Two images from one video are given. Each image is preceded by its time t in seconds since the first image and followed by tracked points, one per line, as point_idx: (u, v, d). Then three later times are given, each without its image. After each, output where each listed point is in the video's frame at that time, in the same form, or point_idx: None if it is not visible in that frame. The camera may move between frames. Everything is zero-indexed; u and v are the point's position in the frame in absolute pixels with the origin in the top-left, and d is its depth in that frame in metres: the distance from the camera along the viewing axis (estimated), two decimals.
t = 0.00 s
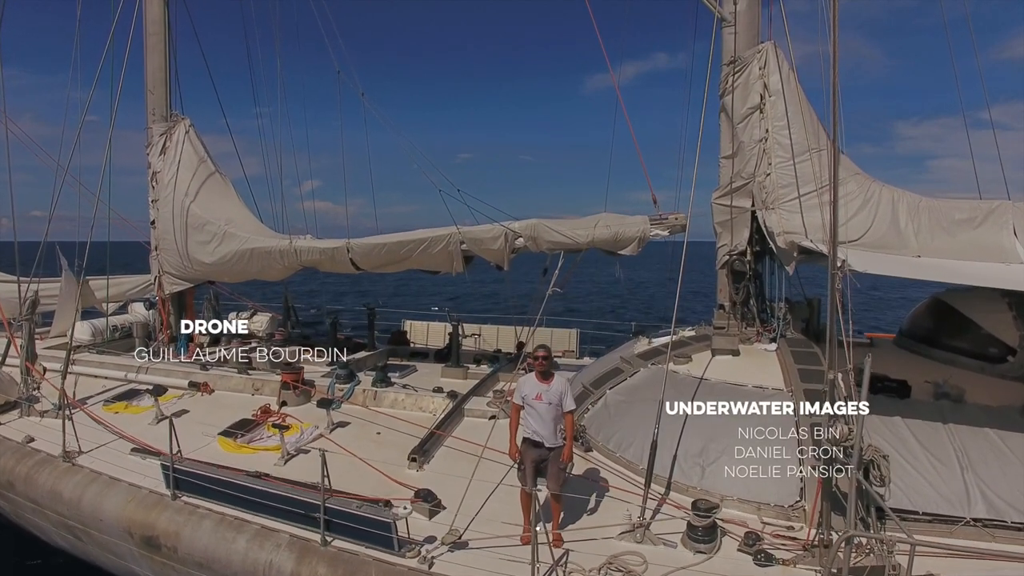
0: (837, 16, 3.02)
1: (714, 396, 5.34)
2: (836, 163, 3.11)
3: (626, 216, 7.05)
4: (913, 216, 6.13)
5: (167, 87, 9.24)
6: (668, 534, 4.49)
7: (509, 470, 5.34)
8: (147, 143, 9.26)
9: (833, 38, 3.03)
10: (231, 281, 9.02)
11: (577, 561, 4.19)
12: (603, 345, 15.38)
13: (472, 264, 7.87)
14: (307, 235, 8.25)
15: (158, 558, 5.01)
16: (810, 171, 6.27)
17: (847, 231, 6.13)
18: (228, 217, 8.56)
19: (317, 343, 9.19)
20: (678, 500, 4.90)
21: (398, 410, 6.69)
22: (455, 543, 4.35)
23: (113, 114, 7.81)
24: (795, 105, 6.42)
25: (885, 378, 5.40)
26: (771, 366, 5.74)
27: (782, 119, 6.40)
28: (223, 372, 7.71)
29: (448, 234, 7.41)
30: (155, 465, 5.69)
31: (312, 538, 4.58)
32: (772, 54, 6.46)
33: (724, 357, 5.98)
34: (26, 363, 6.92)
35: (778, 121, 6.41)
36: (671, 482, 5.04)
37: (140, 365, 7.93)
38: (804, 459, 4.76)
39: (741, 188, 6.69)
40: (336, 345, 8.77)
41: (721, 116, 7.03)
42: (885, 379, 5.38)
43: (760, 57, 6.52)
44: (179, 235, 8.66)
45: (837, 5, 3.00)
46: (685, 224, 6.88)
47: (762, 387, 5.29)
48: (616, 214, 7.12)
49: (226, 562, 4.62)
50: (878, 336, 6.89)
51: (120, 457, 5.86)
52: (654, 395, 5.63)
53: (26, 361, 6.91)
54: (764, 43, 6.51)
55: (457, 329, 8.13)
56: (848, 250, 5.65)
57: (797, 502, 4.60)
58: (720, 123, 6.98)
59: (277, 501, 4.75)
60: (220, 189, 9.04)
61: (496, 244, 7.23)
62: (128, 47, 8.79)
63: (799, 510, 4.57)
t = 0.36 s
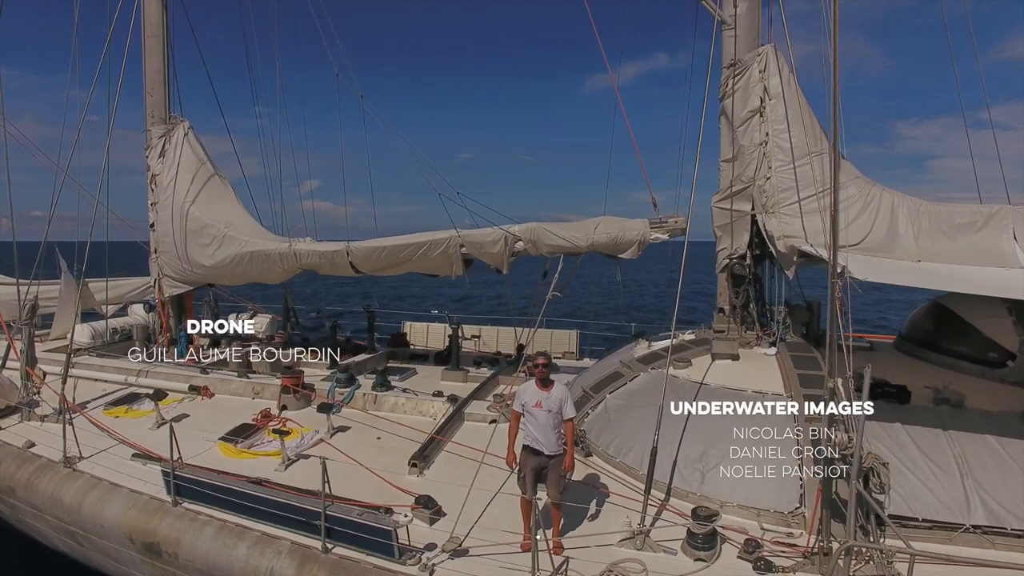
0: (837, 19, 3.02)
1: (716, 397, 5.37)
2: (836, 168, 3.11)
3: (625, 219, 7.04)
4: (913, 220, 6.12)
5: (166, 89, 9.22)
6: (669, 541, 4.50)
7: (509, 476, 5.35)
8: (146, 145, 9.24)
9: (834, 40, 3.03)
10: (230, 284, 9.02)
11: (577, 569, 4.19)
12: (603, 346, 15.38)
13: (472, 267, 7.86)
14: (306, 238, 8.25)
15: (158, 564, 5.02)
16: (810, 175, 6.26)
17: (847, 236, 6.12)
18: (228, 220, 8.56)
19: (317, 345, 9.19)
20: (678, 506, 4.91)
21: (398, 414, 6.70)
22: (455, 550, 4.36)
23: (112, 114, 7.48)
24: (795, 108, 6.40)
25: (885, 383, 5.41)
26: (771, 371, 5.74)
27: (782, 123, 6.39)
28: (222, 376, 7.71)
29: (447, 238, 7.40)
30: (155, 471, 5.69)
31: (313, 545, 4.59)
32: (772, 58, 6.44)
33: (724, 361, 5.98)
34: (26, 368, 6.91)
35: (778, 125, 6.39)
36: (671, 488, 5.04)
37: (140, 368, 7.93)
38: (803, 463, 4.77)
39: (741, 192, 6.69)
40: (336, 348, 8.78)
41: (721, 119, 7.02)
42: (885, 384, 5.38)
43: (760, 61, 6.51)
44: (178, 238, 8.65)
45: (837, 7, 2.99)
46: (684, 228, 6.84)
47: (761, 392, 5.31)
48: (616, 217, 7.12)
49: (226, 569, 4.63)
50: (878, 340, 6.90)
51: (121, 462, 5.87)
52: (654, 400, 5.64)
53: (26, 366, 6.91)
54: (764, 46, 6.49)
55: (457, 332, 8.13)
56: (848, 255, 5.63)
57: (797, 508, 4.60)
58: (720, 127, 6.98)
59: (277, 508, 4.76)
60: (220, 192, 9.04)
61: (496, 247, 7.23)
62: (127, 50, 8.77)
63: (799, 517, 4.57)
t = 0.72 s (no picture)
0: (837, 19, 2.99)
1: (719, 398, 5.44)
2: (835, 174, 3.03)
3: (625, 224, 7.07)
4: (912, 225, 6.16)
5: (167, 94, 9.24)
6: (668, 546, 4.53)
7: (509, 482, 5.38)
8: (147, 149, 9.27)
9: (832, 39, 2.99)
10: (231, 287, 9.04)
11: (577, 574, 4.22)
12: (603, 348, 15.41)
13: (472, 271, 7.89)
14: (307, 242, 8.27)
15: (161, 569, 5.05)
16: (809, 180, 6.28)
17: (846, 241, 6.15)
18: (229, 224, 8.58)
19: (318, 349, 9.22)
20: (678, 511, 4.92)
21: (399, 418, 6.73)
22: (456, 556, 4.39)
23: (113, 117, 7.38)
24: (794, 113, 6.42)
25: (885, 388, 5.42)
26: (771, 376, 5.77)
27: (781, 127, 6.41)
28: (224, 380, 7.74)
29: (448, 242, 7.42)
30: (158, 476, 5.73)
31: (316, 551, 4.63)
32: (771, 63, 6.46)
33: (724, 366, 6.01)
34: (29, 373, 6.94)
35: (778, 129, 6.41)
36: (671, 493, 5.07)
37: (142, 372, 7.96)
38: (802, 468, 4.81)
39: (741, 197, 6.73)
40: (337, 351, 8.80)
41: (721, 124, 7.04)
42: (884, 390, 5.39)
43: (759, 65, 6.52)
44: (179, 242, 8.68)
45: (836, 6, 2.94)
46: (684, 232, 6.89)
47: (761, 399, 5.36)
48: (616, 221, 7.15)
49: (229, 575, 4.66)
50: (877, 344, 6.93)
51: (124, 468, 5.89)
52: (654, 406, 5.66)
53: (29, 371, 6.94)
54: (764, 51, 6.51)
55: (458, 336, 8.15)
56: (847, 260, 5.67)
57: (797, 513, 4.62)
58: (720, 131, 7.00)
59: (280, 515, 4.79)
60: (221, 196, 9.06)
61: (497, 252, 7.26)
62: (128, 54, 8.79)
63: (798, 522, 4.58)
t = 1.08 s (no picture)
0: (834, 23, 3.06)
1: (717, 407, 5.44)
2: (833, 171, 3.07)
3: (625, 229, 7.11)
4: (910, 230, 6.20)
5: (168, 99, 9.29)
6: (668, 550, 4.56)
7: (510, 486, 5.41)
8: (149, 154, 9.31)
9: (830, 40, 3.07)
10: (232, 292, 9.08)
11: None
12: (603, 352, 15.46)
13: (473, 276, 7.93)
14: (308, 247, 8.31)
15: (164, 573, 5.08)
16: (808, 185, 6.31)
17: (844, 246, 6.19)
18: (230, 229, 8.61)
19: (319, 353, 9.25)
20: (678, 515, 4.96)
21: (400, 422, 6.76)
22: (457, 560, 4.42)
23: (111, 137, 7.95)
24: (793, 119, 6.46)
25: (883, 392, 5.46)
26: (771, 380, 5.80)
27: (780, 133, 6.45)
28: (226, 384, 7.77)
29: (449, 247, 7.46)
30: (161, 481, 5.76)
31: (317, 555, 4.66)
32: (770, 69, 6.51)
33: (724, 370, 6.05)
34: (32, 378, 6.97)
35: (776, 135, 6.45)
36: (671, 497, 5.11)
37: (144, 376, 7.99)
38: (802, 471, 4.84)
39: (740, 201, 6.77)
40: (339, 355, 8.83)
41: (720, 129, 7.09)
42: (883, 394, 5.43)
43: (758, 72, 6.57)
44: (181, 246, 8.72)
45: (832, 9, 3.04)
46: (684, 237, 6.92)
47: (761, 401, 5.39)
48: (616, 226, 7.19)
49: None
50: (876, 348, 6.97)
51: (126, 472, 5.93)
52: (654, 410, 5.70)
53: (32, 375, 6.98)
54: (762, 57, 6.56)
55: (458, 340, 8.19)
56: (845, 265, 5.72)
57: (795, 517, 4.66)
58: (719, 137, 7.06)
59: (282, 519, 4.82)
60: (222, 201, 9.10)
61: (497, 257, 7.30)
62: (130, 60, 8.84)
63: (797, 526, 4.62)
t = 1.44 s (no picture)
0: (831, 25, 3.10)
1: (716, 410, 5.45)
2: (831, 167, 3.09)
3: (625, 231, 7.15)
4: (908, 232, 6.24)
5: (171, 102, 9.35)
6: (668, 549, 4.58)
7: (510, 485, 5.43)
8: (151, 157, 9.37)
9: (827, 40, 3.11)
10: (234, 294, 9.12)
11: None
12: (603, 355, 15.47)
13: (473, 278, 7.96)
14: (310, 249, 8.35)
15: (166, 573, 5.09)
16: (805, 187, 6.35)
17: (843, 248, 6.23)
18: (232, 231, 8.65)
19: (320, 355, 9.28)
20: (678, 515, 4.97)
21: (401, 423, 6.78)
22: (458, 558, 4.44)
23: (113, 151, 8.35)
24: (792, 122, 6.51)
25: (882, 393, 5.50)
26: (770, 381, 5.83)
27: (779, 135, 6.49)
28: (227, 385, 7.80)
29: (449, 249, 7.50)
30: (163, 481, 5.78)
31: (318, 553, 4.68)
32: (769, 72, 6.56)
33: (723, 371, 6.07)
34: (35, 378, 6.99)
35: (775, 138, 6.50)
36: (670, 496, 5.13)
37: (145, 377, 8.02)
38: (801, 471, 4.86)
39: (739, 203, 6.83)
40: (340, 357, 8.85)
41: (719, 132, 7.14)
42: (882, 394, 5.47)
43: (757, 75, 6.62)
44: (183, 249, 8.76)
45: (829, 10, 3.09)
46: (684, 239, 6.96)
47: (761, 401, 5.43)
48: (616, 228, 7.23)
49: None
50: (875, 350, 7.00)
51: (129, 472, 5.95)
52: (654, 411, 5.71)
53: (35, 376, 7.01)
54: (761, 61, 6.62)
55: (459, 342, 8.21)
56: (843, 266, 5.77)
57: (794, 516, 4.68)
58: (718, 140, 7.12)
59: (283, 518, 4.85)
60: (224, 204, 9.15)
61: (497, 259, 7.34)
62: (133, 63, 8.90)
63: (796, 525, 4.64)
